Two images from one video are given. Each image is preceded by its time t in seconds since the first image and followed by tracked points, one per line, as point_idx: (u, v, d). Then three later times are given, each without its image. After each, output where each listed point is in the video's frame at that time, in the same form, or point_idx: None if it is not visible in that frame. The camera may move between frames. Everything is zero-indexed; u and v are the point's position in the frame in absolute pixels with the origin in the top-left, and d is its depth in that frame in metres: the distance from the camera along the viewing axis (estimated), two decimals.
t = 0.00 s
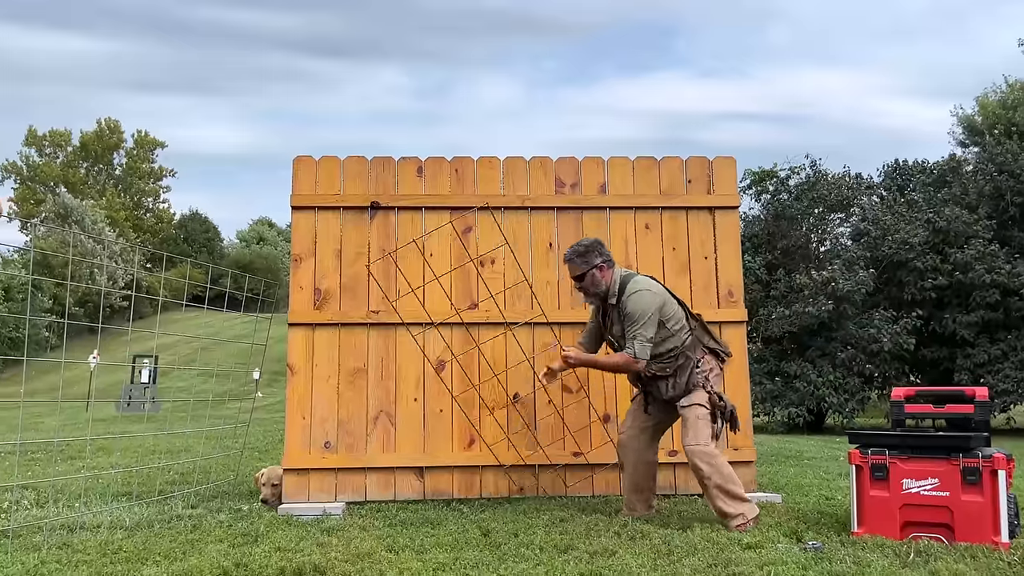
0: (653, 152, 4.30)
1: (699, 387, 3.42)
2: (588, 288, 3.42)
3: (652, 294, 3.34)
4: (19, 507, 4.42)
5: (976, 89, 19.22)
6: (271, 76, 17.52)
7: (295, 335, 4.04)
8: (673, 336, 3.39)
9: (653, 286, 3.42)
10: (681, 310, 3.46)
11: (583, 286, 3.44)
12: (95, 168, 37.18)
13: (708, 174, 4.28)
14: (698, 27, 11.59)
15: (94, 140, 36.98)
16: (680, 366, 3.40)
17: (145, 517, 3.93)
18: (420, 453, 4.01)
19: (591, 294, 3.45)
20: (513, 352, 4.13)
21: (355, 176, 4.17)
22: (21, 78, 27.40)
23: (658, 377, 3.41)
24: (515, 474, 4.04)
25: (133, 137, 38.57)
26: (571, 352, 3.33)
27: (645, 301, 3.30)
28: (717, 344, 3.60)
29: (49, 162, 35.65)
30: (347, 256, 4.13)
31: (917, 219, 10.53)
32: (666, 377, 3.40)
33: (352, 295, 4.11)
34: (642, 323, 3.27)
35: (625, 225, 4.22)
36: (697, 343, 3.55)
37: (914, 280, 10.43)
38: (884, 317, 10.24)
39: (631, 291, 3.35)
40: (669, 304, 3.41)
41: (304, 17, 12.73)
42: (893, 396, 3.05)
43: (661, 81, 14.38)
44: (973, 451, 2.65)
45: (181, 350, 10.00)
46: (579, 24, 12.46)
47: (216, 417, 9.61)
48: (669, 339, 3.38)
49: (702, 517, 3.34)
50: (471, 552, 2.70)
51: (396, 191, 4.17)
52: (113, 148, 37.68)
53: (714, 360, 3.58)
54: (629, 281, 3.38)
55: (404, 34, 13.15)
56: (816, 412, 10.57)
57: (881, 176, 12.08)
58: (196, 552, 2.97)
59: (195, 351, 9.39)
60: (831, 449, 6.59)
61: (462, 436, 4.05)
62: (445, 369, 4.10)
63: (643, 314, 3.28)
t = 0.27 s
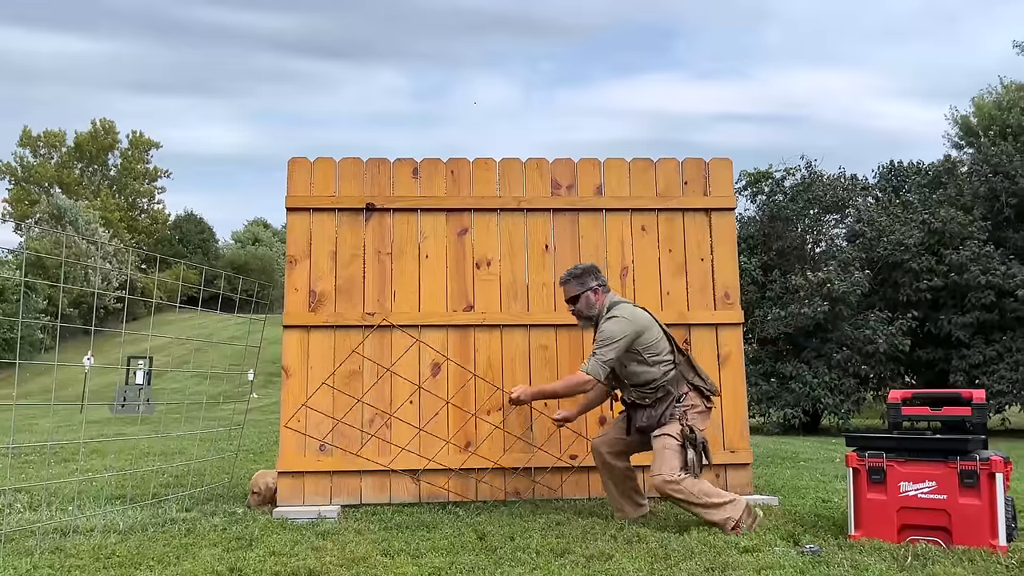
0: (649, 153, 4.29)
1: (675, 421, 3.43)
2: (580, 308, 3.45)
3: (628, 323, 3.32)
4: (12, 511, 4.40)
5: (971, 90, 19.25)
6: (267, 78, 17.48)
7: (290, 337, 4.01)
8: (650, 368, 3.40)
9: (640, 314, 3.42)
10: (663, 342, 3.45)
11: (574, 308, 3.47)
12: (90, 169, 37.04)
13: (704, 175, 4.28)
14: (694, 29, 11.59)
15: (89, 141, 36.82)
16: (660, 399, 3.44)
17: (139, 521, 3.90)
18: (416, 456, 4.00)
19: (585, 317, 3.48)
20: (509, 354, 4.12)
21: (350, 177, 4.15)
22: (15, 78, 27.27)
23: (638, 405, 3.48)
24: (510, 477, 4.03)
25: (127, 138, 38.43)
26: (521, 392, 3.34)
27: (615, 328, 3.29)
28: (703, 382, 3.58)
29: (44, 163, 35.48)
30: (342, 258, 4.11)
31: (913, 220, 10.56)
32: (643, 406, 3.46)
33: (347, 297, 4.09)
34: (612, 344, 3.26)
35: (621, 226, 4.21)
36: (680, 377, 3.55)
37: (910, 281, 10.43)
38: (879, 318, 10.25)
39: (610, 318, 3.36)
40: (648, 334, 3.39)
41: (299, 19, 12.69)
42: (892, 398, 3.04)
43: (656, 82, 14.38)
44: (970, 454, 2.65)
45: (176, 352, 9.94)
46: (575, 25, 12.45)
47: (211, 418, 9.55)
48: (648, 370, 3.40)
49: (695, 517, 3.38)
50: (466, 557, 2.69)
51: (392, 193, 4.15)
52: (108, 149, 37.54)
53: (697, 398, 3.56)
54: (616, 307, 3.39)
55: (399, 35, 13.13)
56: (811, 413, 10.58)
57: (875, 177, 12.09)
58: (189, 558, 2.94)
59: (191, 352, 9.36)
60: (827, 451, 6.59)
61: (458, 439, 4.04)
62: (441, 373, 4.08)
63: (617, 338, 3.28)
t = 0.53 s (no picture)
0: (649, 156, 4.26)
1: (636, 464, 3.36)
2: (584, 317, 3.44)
3: (624, 342, 3.28)
4: (6, 516, 4.35)
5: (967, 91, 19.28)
6: (262, 79, 17.42)
7: (287, 341, 3.98)
8: (631, 396, 3.35)
9: (639, 336, 3.37)
10: (654, 371, 3.39)
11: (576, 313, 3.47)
12: (85, 170, 36.89)
13: (705, 178, 4.25)
14: (690, 30, 11.57)
15: (84, 142, 36.68)
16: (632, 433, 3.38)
17: (134, 528, 3.86)
18: (414, 462, 3.96)
19: (589, 326, 3.46)
20: (507, 358, 4.09)
21: (347, 180, 4.11)
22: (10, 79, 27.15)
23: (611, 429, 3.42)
24: (508, 483, 3.99)
25: (123, 139, 38.31)
26: (520, 425, 3.12)
27: (609, 348, 3.24)
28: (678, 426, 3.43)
29: (39, 164, 35.33)
30: (339, 261, 4.07)
31: (910, 222, 10.57)
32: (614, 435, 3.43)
33: (344, 301, 4.06)
34: (606, 362, 3.21)
35: (621, 229, 4.18)
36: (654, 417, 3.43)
37: (907, 283, 10.42)
38: (876, 320, 10.25)
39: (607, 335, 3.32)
40: (641, 361, 3.32)
41: (295, 20, 12.65)
42: (893, 404, 3.07)
43: (653, 83, 14.37)
44: (975, 460, 2.67)
45: (172, 354, 9.86)
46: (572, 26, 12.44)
47: (207, 421, 9.49)
48: (633, 397, 3.35)
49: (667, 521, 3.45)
50: (466, 566, 2.66)
51: (390, 196, 4.12)
52: (103, 150, 37.40)
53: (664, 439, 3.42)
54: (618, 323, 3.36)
55: (395, 36, 13.11)
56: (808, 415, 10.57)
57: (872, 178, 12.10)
58: (184, 567, 2.91)
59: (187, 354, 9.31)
60: (826, 454, 6.57)
61: (456, 444, 4.00)
62: (439, 377, 4.05)
63: (611, 353, 3.23)
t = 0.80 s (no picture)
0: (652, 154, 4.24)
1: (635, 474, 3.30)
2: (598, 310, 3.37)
3: (648, 340, 3.25)
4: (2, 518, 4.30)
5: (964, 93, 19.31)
6: (258, 79, 17.36)
7: (287, 341, 3.95)
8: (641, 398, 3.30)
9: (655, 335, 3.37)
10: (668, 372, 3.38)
11: (590, 304, 3.40)
12: (81, 171, 36.78)
13: (708, 176, 4.23)
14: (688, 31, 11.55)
15: (81, 142, 36.57)
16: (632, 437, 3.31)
17: (132, 529, 3.82)
18: (416, 463, 3.93)
19: (601, 320, 3.40)
20: (509, 358, 4.06)
21: (348, 178, 4.08)
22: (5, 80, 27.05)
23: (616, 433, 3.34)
24: (511, 484, 3.96)
25: (119, 140, 38.21)
26: (542, 414, 2.96)
27: (629, 347, 3.18)
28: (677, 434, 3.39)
29: (34, 165, 35.20)
30: (340, 260, 4.04)
31: (909, 222, 10.58)
32: (612, 437, 3.37)
33: (345, 300, 4.02)
34: (635, 363, 3.13)
35: (623, 227, 4.16)
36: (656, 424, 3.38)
37: (905, 284, 10.42)
38: (875, 321, 10.25)
39: (625, 334, 3.26)
40: (659, 362, 3.29)
41: (292, 20, 12.60)
42: (901, 404, 3.10)
43: (651, 84, 14.36)
44: (984, 460, 2.68)
45: (170, 355, 9.82)
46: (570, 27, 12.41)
47: (205, 423, 9.44)
48: (643, 399, 3.31)
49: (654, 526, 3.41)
50: (471, 567, 2.63)
51: (390, 194, 4.09)
52: (99, 151, 37.30)
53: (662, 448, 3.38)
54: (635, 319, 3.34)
55: (392, 37, 13.07)
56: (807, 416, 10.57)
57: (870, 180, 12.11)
58: (183, 569, 2.87)
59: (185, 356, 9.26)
60: (826, 455, 6.56)
61: (458, 445, 3.97)
62: (440, 377, 4.02)
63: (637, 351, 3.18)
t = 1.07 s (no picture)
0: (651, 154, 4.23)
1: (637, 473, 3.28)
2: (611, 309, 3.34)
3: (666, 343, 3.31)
4: None
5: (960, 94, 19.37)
6: (255, 79, 17.33)
7: (285, 341, 3.93)
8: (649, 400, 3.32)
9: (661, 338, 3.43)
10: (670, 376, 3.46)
11: (602, 303, 3.36)
12: (78, 171, 36.69)
13: (708, 175, 4.22)
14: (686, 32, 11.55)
15: (77, 143, 36.48)
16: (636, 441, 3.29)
17: (128, 531, 3.79)
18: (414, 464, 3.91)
19: (612, 319, 3.37)
20: (508, 358, 4.04)
21: (346, 177, 4.06)
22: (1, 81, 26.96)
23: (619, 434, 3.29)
24: (509, 485, 3.93)
25: (116, 140, 38.14)
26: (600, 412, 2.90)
27: (654, 351, 3.23)
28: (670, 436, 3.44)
29: (31, 165, 35.11)
30: (337, 260, 4.02)
31: (906, 223, 10.59)
32: (612, 441, 3.31)
33: (343, 301, 4.00)
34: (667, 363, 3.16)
35: (622, 227, 4.15)
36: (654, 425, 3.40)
37: (903, 284, 10.42)
38: (873, 321, 10.25)
39: (644, 337, 3.30)
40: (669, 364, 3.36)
41: (289, 21, 12.58)
42: (903, 404, 3.09)
43: (648, 85, 14.36)
44: (986, 460, 2.67)
45: (167, 356, 9.79)
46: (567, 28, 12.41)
47: (202, 424, 9.41)
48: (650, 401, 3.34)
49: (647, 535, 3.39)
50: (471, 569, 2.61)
51: (388, 194, 4.07)
52: (96, 152, 37.21)
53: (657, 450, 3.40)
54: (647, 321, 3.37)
55: (389, 37, 13.05)
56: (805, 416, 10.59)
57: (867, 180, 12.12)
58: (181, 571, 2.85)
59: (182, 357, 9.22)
60: (824, 455, 6.56)
61: (457, 446, 3.95)
62: (439, 377, 4.00)
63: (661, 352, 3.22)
